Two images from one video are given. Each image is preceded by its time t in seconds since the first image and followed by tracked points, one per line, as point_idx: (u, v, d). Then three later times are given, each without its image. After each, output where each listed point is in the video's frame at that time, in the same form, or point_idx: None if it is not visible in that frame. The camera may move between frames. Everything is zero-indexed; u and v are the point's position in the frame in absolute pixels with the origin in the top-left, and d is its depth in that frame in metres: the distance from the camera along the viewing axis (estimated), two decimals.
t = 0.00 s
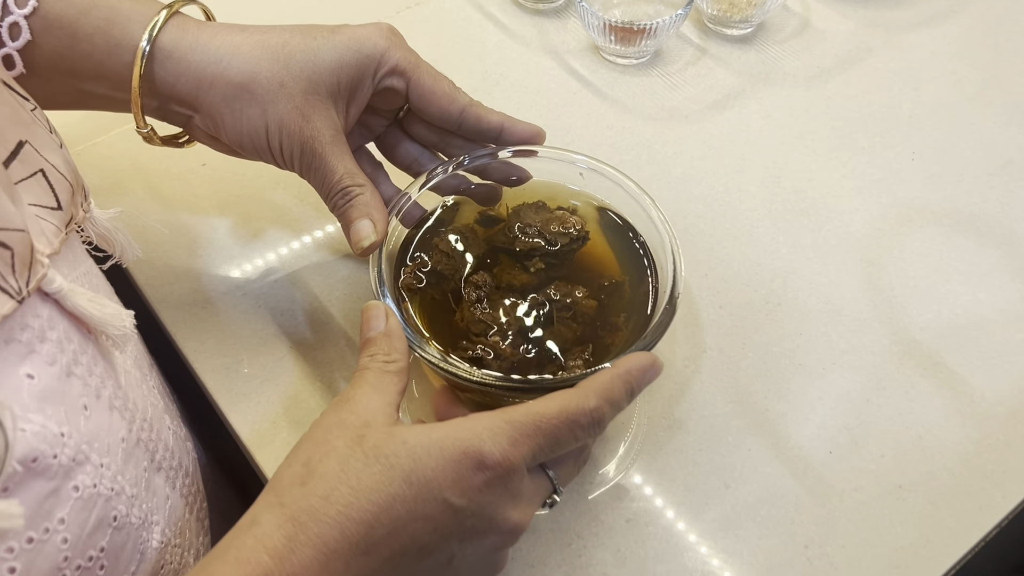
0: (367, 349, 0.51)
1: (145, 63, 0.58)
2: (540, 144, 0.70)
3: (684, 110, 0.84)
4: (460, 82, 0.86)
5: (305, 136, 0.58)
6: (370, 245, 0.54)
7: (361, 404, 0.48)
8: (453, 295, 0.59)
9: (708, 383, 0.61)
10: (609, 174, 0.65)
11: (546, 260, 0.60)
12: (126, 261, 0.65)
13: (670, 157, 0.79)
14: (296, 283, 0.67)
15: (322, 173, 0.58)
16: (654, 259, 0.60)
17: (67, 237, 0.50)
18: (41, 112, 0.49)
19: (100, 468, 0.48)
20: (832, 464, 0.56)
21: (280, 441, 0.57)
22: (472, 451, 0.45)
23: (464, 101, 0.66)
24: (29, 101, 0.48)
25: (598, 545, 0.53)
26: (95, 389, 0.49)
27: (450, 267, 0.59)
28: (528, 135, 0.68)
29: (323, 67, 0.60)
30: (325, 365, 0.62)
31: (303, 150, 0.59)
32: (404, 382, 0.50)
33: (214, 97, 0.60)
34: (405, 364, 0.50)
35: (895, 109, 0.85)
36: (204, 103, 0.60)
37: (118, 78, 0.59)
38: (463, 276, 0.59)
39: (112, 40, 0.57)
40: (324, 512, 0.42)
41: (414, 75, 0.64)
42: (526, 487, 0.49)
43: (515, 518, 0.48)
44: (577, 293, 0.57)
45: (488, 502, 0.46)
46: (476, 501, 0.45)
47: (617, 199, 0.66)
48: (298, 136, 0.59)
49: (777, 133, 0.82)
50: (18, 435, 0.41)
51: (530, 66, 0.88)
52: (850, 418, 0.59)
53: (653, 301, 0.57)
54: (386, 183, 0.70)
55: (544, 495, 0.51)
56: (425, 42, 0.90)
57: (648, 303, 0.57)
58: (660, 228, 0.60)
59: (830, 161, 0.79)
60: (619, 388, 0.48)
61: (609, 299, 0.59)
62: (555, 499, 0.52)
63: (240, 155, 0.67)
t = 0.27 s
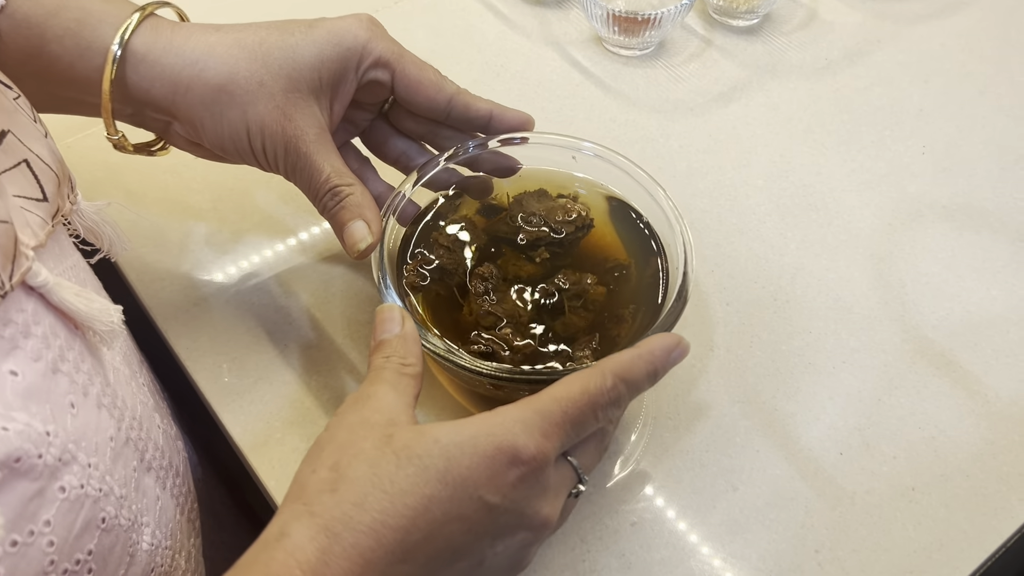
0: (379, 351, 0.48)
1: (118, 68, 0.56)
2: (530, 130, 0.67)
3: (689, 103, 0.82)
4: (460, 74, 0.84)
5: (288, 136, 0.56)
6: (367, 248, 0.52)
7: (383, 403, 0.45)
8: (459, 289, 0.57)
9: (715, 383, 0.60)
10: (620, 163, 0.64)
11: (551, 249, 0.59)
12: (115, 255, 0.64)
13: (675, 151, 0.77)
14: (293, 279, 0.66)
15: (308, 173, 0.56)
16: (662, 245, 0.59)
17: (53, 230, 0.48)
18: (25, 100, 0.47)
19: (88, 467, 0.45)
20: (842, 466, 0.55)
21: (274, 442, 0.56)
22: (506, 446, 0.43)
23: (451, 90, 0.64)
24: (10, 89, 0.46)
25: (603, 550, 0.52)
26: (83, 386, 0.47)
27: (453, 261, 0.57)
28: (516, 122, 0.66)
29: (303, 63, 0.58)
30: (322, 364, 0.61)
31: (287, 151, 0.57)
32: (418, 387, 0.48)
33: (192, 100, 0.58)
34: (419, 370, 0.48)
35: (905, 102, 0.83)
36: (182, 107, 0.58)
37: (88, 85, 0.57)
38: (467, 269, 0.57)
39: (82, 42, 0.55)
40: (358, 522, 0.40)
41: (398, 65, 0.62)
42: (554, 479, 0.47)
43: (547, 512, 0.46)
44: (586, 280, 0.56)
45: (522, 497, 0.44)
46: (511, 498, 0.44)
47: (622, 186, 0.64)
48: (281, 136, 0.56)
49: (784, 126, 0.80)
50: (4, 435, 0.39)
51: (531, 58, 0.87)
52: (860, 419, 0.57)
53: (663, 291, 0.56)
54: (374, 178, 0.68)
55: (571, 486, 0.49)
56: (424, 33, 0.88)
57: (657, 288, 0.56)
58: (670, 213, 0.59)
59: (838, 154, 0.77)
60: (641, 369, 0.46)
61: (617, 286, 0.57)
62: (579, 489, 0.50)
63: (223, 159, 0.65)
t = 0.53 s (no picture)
0: (382, 354, 0.46)
1: (97, 60, 0.55)
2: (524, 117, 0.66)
3: (687, 97, 0.81)
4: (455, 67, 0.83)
5: (275, 126, 0.55)
6: (362, 240, 0.52)
7: (391, 398, 0.44)
8: (457, 288, 0.55)
9: (714, 381, 0.59)
10: (616, 154, 0.62)
11: (543, 240, 0.58)
12: (104, 253, 0.62)
13: (673, 145, 0.76)
14: (285, 275, 0.65)
15: (296, 164, 0.54)
16: (655, 227, 0.59)
17: (41, 223, 0.47)
18: (11, 91, 0.46)
19: (76, 465, 0.44)
20: (842, 466, 0.54)
21: (264, 441, 0.55)
22: (522, 437, 0.42)
23: (443, 71, 0.63)
24: None
25: (598, 551, 0.51)
26: (71, 381, 0.45)
27: (447, 261, 0.56)
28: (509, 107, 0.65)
29: (287, 52, 0.57)
30: (313, 361, 0.60)
31: (275, 142, 0.55)
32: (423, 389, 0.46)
33: (174, 91, 0.56)
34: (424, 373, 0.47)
35: (906, 96, 0.81)
36: (165, 100, 0.57)
37: (67, 78, 0.56)
38: (463, 266, 0.56)
39: (60, 33, 0.54)
40: (372, 521, 0.39)
41: (386, 49, 0.62)
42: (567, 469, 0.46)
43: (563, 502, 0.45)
44: (582, 268, 0.55)
45: (537, 489, 0.43)
46: (527, 491, 0.43)
47: (615, 175, 0.63)
48: (268, 126, 0.55)
49: (784, 121, 0.79)
50: None
51: (527, 51, 0.85)
52: (861, 417, 0.56)
53: (662, 279, 0.55)
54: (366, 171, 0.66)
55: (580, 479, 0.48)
56: (419, 26, 0.87)
57: (655, 274, 0.56)
58: (665, 198, 0.59)
59: (839, 149, 0.76)
60: (646, 355, 0.45)
61: (614, 270, 0.57)
62: (587, 480, 0.49)
63: (208, 153, 0.64)
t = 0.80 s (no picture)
0: (371, 342, 0.46)
1: (122, 54, 0.55)
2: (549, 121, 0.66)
3: (683, 104, 0.81)
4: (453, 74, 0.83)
5: (286, 136, 0.55)
6: (349, 257, 0.51)
7: (377, 407, 0.43)
8: (452, 299, 0.56)
9: (707, 391, 0.59)
10: (608, 163, 0.63)
11: (537, 251, 0.58)
12: (102, 259, 0.62)
13: (668, 153, 0.77)
14: (281, 283, 0.65)
15: (302, 175, 0.55)
16: (651, 243, 0.59)
17: (39, 234, 0.47)
18: (12, 104, 0.47)
19: (76, 475, 0.44)
20: (835, 476, 0.54)
21: (260, 450, 0.55)
22: (507, 464, 0.42)
23: (472, 84, 0.63)
24: None
25: (591, 560, 0.51)
26: (71, 392, 0.45)
27: (442, 273, 0.56)
28: (534, 112, 0.65)
29: (308, 65, 0.57)
30: (308, 370, 0.60)
31: (283, 151, 0.56)
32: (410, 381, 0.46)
33: (192, 92, 0.57)
34: (412, 363, 0.46)
35: (902, 104, 0.82)
36: (183, 97, 0.57)
37: (92, 73, 0.56)
38: (459, 278, 0.56)
39: (86, 31, 0.54)
40: (348, 538, 0.39)
41: (413, 69, 0.61)
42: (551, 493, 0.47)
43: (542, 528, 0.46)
44: (578, 278, 0.56)
45: (518, 516, 0.44)
46: (507, 516, 0.43)
47: (610, 183, 0.64)
48: (278, 136, 0.55)
49: (780, 129, 0.79)
50: None
51: (524, 58, 0.85)
52: (854, 427, 0.57)
53: (657, 286, 0.56)
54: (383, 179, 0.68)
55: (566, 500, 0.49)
56: (417, 33, 0.87)
57: (648, 283, 0.56)
58: (659, 208, 0.60)
59: (834, 157, 0.76)
60: (636, 389, 0.46)
61: (610, 284, 0.57)
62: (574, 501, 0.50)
63: (222, 155, 0.64)
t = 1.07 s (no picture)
0: (384, 374, 0.47)
1: (124, 65, 0.56)
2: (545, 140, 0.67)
3: (682, 113, 0.82)
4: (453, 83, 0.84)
5: (286, 149, 0.55)
6: (348, 272, 0.52)
7: (394, 424, 0.44)
8: (455, 308, 0.56)
9: (705, 402, 0.59)
10: (612, 173, 0.63)
11: (538, 259, 0.59)
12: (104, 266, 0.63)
13: (668, 163, 0.77)
14: (283, 291, 0.65)
15: (302, 189, 0.55)
16: (651, 250, 0.60)
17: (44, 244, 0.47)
18: (15, 115, 0.47)
19: (82, 482, 0.44)
20: (831, 487, 0.55)
21: (261, 460, 0.56)
22: (519, 466, 0.43)
23: (469, 99, 0.64)
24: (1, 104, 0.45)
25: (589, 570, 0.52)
26: (77, 401, 0.45)
27: (445, 283, 0.56)
28: (531, 132, 0.66)
29: (309, 78, 0.57)
30: (310, 378, 0.60)
31: (284, 164, 0.56)
32: (425, 409, 0.46)
33: (194, 104, 0.57)
34: (426, 391, 0.47)
35: (900, 114, 0.82)
36: (184, 109, 0.58)
37: (95, 82, 0.56)
38: (461, 287, 0.56)
39: (88, 43, 0.55)
40: (365, 543, 0.39)
41: (412, 82, 0.62)
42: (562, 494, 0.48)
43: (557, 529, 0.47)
44: (580, 288, 0.56)
45: (531, 519, 0.44)
46: (522, 518, 0.44)
47: (607, 191, 0.64)
48: (279, 149, 0.56)
49: (779, 139, 0.79)
50: None
51: (525, 66, 0.86)
52: (850, 438, 0.57)
53: (657, 294, 0.56)
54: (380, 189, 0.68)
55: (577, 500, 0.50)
56: (417, 41, 0.88)
57: (649, 288, 0.57)
58: (658, 213, 0.60)
59: (832, 167, 0.77)
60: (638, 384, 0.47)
61: (611, 291, 0.57)
62: (583, 500, 0.50)
63: (222, 165, 0.64)
